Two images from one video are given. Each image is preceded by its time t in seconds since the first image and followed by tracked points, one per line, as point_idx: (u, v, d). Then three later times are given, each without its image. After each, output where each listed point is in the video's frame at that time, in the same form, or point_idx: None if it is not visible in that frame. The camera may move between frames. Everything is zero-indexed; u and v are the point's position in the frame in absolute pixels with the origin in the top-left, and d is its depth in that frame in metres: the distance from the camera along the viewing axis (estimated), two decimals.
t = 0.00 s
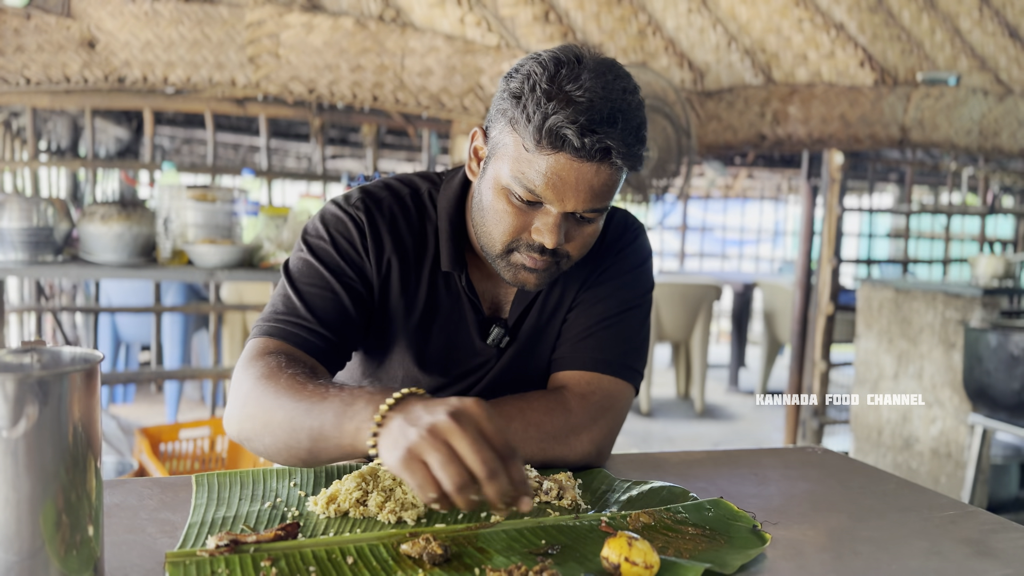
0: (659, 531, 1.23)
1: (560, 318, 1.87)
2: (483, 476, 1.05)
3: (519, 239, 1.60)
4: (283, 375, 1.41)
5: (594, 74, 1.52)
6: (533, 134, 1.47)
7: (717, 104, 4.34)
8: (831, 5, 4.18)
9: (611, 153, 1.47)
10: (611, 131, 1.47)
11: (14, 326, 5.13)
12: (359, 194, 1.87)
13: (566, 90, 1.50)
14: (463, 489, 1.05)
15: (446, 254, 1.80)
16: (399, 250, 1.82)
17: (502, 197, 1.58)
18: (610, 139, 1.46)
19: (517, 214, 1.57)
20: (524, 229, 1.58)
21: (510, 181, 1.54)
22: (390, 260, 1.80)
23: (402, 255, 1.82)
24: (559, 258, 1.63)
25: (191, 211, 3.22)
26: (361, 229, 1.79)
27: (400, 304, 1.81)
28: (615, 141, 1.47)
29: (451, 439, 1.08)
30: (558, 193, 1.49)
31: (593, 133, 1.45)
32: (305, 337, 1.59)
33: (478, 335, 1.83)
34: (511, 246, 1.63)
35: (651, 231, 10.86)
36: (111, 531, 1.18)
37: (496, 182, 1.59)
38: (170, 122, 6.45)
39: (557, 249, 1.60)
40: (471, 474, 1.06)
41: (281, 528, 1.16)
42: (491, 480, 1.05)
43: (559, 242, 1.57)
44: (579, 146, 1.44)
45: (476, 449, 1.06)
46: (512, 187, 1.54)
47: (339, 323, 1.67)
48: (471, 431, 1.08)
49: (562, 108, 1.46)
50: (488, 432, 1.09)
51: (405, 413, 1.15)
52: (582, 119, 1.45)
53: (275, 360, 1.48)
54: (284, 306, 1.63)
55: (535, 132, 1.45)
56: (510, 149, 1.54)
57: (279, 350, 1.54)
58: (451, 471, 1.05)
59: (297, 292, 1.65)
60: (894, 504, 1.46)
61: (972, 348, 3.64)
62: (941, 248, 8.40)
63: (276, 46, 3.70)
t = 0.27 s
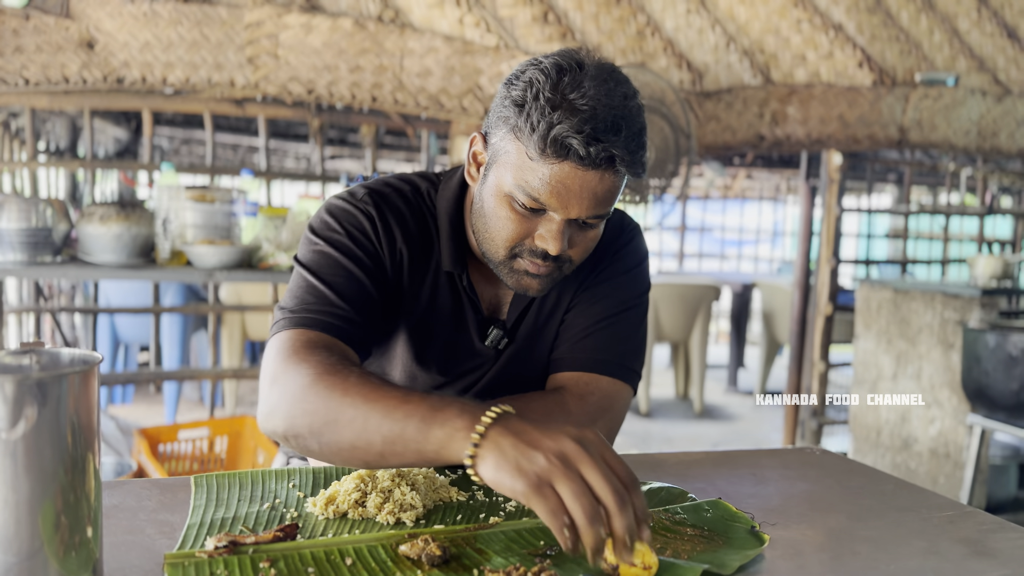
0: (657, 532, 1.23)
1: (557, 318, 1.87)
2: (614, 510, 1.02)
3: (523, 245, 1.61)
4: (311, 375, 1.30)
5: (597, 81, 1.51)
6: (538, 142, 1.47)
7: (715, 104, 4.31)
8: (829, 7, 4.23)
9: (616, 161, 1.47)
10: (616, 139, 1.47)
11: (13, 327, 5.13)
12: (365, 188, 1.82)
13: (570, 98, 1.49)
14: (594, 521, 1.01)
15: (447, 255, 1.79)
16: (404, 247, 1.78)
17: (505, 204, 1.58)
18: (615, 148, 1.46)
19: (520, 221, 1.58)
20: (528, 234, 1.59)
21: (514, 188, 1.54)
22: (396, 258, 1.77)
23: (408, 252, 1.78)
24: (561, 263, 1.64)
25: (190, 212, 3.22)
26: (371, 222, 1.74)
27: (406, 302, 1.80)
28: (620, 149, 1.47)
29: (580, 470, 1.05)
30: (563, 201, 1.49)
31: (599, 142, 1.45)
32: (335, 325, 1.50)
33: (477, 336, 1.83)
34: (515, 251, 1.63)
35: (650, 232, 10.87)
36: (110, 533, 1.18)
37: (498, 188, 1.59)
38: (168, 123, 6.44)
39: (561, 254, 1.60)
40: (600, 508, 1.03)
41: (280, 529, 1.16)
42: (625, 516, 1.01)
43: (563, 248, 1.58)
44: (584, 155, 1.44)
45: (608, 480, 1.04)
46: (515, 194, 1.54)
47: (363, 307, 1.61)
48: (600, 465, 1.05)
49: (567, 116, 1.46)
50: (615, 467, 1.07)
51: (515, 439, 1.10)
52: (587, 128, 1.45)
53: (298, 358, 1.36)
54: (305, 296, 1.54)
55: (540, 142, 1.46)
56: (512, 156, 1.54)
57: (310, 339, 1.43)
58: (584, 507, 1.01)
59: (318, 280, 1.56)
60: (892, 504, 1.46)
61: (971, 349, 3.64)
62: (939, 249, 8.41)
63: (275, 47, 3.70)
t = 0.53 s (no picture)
0: (656, 533, 1.24)
1: (560, 319, 1.87)
2: (586, 507, 1.08)
3: (537, 250, 1.60)
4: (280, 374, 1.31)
5: (615, 87, 1.52)
6: (558, 147, 1.47)
7: (714, 105, 4.31)
8: (828, 7, 4.23)
9: (634, 166, 1.48)
10: (635, 144, 1.48)
11: (11, 328, 5.13)
12: (370, 190, 1.81)
13: (588, 103, 1.50)
14: (569, 520, 1.07)
15: (455, 259, 1.78)
16: (411, 254, 1.78)
17: (520, 209, 1.57)
18: (634, 153, 1.47)
19: (536, 226, 1.57)
20: (542, 239, 1.58)
21: (530, 193, 1.54)
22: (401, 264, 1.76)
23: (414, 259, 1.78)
24: (574, 269, 1.63)
25: (189, 213, 3.22)
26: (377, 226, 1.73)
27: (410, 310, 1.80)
28: (638, 154, 1.48)
29: (552, 474, 1.11)
30: (580, 206, 1.49)
31: (618, 147, 1.46)
32: (317, 329, 1.50)
33: (483, 339, 1.83)
34: (528, 257, 1.62)
35: (649, 232, 10.87)
36: (109, 534, 1.18)
37: (514, 193, 1.59)
38: (167, 124, 6.44)
39: (574, 260, 1.60)
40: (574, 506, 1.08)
41: (279, 530, 1.16)
42: (599, 510, 1.08)
43: (578, 253, 1.57)
44: (604, 159, 1.44)
45: (580, 482, 1.10)
46: (532, 198, 1.54)
47: (353, 318, 1.59)
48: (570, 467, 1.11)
49: (587, 121, 1.46)
50: (584, 467, 1.13)
51: (488, 446, 1.14)
52: (607, 133, 1.46)
53: (276, 356, 1.36)
54: (298, 298, 1.53)
55: (560, 146, 1.46)
56: (530, 160, 1.54)
57: (288, 340, 1.42)
58: (561, 506, 1.07)
59: (308, 283, 1.55)
60: (891, 504, 1.46)
61: (969, 349, 3.64)
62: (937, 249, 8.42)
63: (273, 48, 3.69)
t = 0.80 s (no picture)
0: (656, 533, 1.24)
1: (557, 321, 1.88)
2: (444, 467, 1.20)
3: (519, 245, 1.61)
4: (220, 360, 1.50)
5: (609, 88, 1.51)
6: (542, 143, 1.48)
7: (713, 105, 4.32)
8: (827, 8, 4.22)
9: (619, 168, 1.47)
10: (622, 147, 1.47)
11: (9, 329, 5.12)
12: (361, 188, 1.88)
13: (579, 101, 1.50)
14: (431, 482, 1.19)
15: (446, 254, 1.80)
16: (388, 252, 1.83)
17: (506, 203, 1.58)
18: (619, 155, 1.47)
19: (519, 221, 1.58)
20: (525, 235, 1.59)
21: (517, 188, 1.55)
22: (377, 259, 1.82)
23: (394, 254, 1.83)
24: (557, 268, 1.63)
25: (189, 214, 3.23)
26: (355, 222, 1.81)
27: (387, 306, 1.82)
28: (624, 157, 1.48)
29: (410, 438, 1.23)
30: (561, 203, 1.49)
31: (603, 147, 1.46)
32: (263, 321, 1.64)
33: (478, 336, 1.83)
34: (511, 251, 1.63)
35: (648, 233, 10.87)
36: (108, 535, 1.18)
37: (501, 187, 1.60)
38: (166, 124, 6.43)
39: (557, 258, 1.60)
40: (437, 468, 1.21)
41: (279, 530, 1.16)
42: (453, 470, 1.20)
43: (560, 252, 1.57)
44: (588, 159, 1.45)
45: (437, 445, 1.21)
46: (516, 193, 1.55)
47: (300, 322, 1.70)
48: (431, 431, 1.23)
49: (574, 120, 1.47)
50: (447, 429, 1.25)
51: (360, 416, 1.28)
52: (593, 133, 1.46)
53: (232, 343, 1.54)
54: (256, 288, 1.69)
55: (546, 142, 1.47)
56: (518, 155, 1.55)
57: (244, 328, 1.60)
58: (419, 468, 1.20)
59: (268, 274, 1.69)
60: (890, 505, 1.46)
61: (968, 350, 3.65)
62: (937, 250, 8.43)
63: (273, 49, 3.69)
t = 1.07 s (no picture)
0: (656, 534, 1.24)
1: (552, 322, 1.88)
2: (454, 477, 1.23)
3: (502, 244, 1.62)
4: (233, 373, 1.52)
5: (587, 88, 1.50)
6: (519, 145, 1.47)
7: (712, 107, 4.33)
8: (828, 10, 4.27)
9: (596, 169, 1.47)
10: (598, 148, 1.47)
11: (8, 330, 5.11)
12: (355, 187, 1.88)
13: (556, 103, 1.49)
14: (437, 497, 1.22)
15: (438, 251, 1.80)
16: (383, 251, 1.83)
17: (488, 203, 1.59)
18: (595, 156, 1.46)
19: (500, 220, 1.58)
20: (507, 234, 1.59)
21: (498, 189, 1.55)
22: (372, 259, 1.82)
23: (388, 253, 1.83)
24: (541, 265, 1.64)
25: (188, 215, 3.23)
26: (350, 222, 1.81)
27: (385, 305, 1.83)
28: (601, 158, 1.47)
29: (423, 452, 1.26)
30: (540, 203, 1.50)
31: (579, 149, 1.45)
32: (267, 327, 1.66)
33: (469, 335, 1.84)
34: (494, 250, 1.64)
35: (647, 234, 10.87)
36: (108, 535, 1.18)
37: (483, 187, 1.60)
38: (166, 125, 6.42)
39: (540, 256, 1.61)
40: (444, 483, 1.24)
41: (279, 531, 1.16)
42: (463, 481, 1.23)
43: (541, 250, 1.58)
44: (564, 161, 1.44)
45: (449, 457, 1.25)
46: (498, 193, 1.55)
47: (305, 326, 1.72)
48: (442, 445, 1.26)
49: (550, 122, 1.46)
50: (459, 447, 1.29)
51: (373, 431, 1.31)
52: (569, 135, 1.45)
53: (243, 355, 1.55)
54: (259, 292, 1.69)
55: (523, 144, 1.46)
56: (499, 155, 1.55)
57: (250, 340, 1.61)
58: (428, 480, 1.23)
59: (271, 279, 1.70)
60: (889, 506, 1.46)
61: (967, 350, 3.65)
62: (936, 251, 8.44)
63: (273, 49, 3.70)
